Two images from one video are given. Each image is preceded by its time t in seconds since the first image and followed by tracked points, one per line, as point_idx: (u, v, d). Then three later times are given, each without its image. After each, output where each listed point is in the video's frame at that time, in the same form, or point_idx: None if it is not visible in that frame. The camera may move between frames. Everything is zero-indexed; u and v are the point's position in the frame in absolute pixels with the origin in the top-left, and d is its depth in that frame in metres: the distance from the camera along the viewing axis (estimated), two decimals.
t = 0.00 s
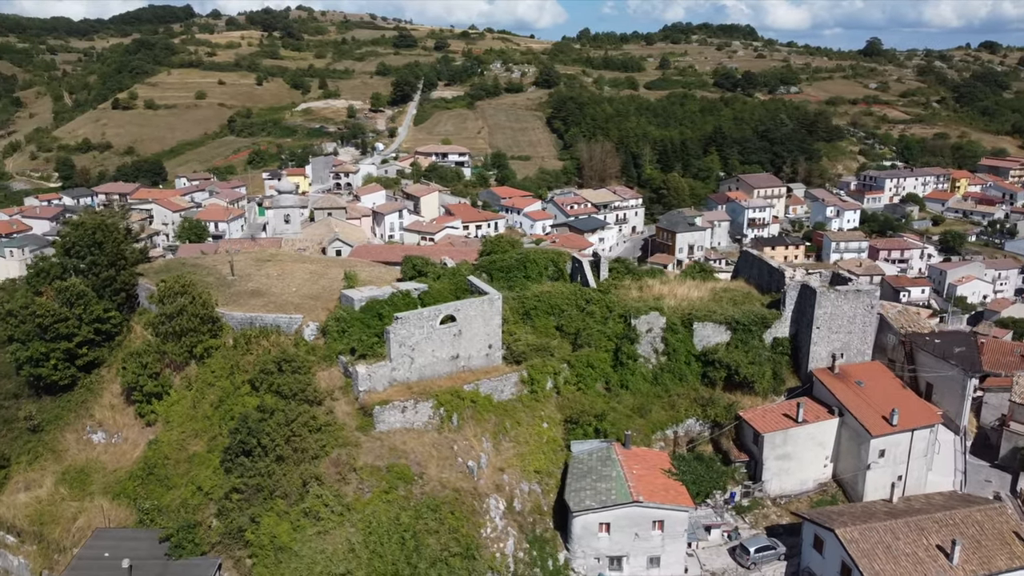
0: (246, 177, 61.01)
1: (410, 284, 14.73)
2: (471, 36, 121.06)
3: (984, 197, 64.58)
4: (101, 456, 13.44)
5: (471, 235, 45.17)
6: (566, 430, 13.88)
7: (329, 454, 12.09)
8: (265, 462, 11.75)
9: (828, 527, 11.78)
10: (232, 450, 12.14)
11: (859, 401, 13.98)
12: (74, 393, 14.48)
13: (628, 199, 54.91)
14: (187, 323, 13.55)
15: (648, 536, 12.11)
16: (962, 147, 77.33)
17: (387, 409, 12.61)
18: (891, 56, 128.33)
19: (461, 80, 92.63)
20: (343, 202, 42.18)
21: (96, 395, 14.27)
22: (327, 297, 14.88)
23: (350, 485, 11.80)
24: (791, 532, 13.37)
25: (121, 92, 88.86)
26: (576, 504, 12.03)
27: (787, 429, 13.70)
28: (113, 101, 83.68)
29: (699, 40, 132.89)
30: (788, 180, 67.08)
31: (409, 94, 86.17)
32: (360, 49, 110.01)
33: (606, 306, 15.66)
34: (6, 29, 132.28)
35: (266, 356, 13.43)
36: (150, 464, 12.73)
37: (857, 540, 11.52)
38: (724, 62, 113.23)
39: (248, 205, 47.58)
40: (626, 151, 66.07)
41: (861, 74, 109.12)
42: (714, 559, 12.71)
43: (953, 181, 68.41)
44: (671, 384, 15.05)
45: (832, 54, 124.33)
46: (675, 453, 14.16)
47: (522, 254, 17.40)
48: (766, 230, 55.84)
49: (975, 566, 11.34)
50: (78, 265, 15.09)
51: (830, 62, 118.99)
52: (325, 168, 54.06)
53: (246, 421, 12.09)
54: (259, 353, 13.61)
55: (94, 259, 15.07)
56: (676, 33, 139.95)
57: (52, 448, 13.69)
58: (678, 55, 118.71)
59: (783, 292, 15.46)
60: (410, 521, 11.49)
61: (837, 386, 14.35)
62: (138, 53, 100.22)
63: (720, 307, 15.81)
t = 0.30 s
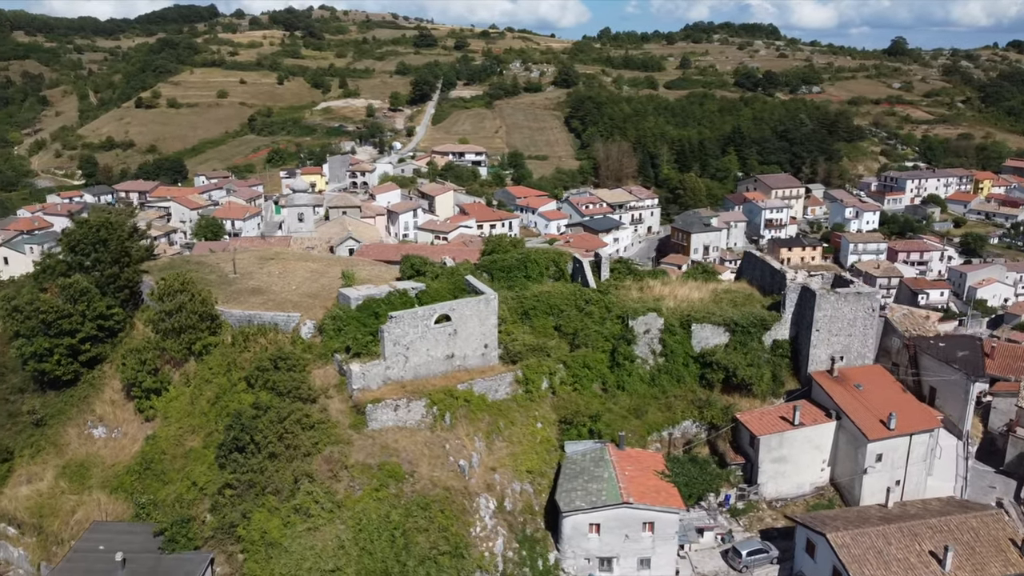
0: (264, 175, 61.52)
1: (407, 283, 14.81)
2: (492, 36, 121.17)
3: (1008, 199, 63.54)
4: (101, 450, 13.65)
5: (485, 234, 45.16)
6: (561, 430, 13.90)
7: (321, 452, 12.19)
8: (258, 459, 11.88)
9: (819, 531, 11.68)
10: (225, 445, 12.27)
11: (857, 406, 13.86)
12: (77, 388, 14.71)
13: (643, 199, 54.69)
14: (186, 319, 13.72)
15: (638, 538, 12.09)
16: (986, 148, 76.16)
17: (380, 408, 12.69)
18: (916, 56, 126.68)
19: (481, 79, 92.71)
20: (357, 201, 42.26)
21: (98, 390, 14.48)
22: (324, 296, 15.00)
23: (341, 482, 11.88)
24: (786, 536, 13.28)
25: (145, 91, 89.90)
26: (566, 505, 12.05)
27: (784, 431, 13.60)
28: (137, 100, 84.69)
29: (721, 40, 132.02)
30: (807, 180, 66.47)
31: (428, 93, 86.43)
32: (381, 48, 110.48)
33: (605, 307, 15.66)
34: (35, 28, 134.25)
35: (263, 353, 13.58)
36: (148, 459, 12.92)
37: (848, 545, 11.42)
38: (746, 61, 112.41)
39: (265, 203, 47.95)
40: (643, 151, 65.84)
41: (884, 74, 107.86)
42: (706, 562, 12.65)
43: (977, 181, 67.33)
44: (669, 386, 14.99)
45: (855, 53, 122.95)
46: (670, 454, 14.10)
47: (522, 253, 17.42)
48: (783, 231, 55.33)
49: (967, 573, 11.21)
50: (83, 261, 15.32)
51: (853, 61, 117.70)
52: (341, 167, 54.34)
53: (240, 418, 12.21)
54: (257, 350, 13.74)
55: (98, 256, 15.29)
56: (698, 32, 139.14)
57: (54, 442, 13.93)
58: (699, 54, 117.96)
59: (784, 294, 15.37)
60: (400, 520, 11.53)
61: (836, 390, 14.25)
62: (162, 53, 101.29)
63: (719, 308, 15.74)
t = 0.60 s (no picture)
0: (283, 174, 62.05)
1: (405, 282, 14.89)
2: (512, 36, 121.26)
3: None
4: (101, 445, 13.85)
5: (499, 234, 45.24)
6: (555, 430, 13.91)
7: (314, 449, 12.28)
8: (251, 455, 11.99)
9: (810, 535, 11.58)
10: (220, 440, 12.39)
11: (854, 409, 13.73)
12: (80, 383, 14.93)
13: (659, 199, 54.48)
14: (185, 316, 13.88)
15: (629, 539, 12.07)
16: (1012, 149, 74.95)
17: (373, 406, 12.79)
18: (941, 56, 125.04)
19: (500, 79, 92.77)
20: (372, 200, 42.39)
21: (100, 385, 14.68)
22: (323, 295, 15.14)
23: (333, 479, 11.97)
24: (781, 540, 13.20)
25: (168, 90, 90.91)
26: (556, 505, 12.06)
27: (779, 434, 13.52)
28: (160, 99, 85.70)
29: (743, 40, 131.17)
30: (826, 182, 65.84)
31: (447, 93, 86.64)
32: (402, 48, 110.94)
33: (605, 308, 15.66)
34: (62, 28, 136.19)
35: (260, 350, 13.71)
36: (146, 454, 13.09)
37: (839, 549, 11.31)
38: (768, 61, 111.56)
39: (281, 202, 48.32)
40: (661, 151, 65.59)
41: (908, 74, 106.60)
42: (698, 564, 12.61)
43: (1001, 183, 66.27)
44: (666, 387, 14.96)
45: (879, 53, 121.62)
46: (665, 456, 14.04)
47: (524, 253, 17.43)
48: (801, 233, 54.85)
49: None
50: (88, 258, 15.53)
51: (877, 61, 116.41)
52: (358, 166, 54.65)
53: (235, 414, 12.33)
54: (254, 347, 13.89)
55: (103, 254, 15.51)
56: (720, 32, 138.34)
57: (57, 436, 14.15)
58: (721, 54, 117.23)
59: (784, 296, 15.25)
60: (390, 518, 11.60)
61: (834, 393, 14.12)
62: (186, 53, 102.40)
63: (719, 309, 15.66)
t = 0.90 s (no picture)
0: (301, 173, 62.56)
1: (403, 281, 14.96)
2: (532, 36, 121.24)
3: None
4: (102, 438, 14.06)
5: (513, 234, 45.32)
6: (550, 429, 13.93)
7: (307, 445, 12.38)
8: (246, 450, 12.10)
9: (801, 538, 11.49)
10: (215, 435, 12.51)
11: (851, 412, 13.63)
12: (85, 377, 15.15)
13: (675, 200, 54.25)
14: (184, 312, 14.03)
15: (619, 540, 12.05)
16: None
17: (366, 403, 12.89)
18: (967, 56, 123.31)
19: (519, 79, 92.72)
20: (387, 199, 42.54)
21: (102, 379, 14.89)
22: (321, 292, 15.28)
23: (325, 475, 12.04)
24: (775, 543, 13.14)
25: (190, 89, 91.93)
26: (547, 504, 12.07)
27: (775, 436, 13.44)
28: (182, 99, 86.66)
29: (764, 40, 130.20)
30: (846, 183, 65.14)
31: (465, 93, 86.76)
32: (422, 48, 111.28)
33: (603, 308, 15.65)
34: (89, 29, 138.22)
35: (257, 347, 13.84)
36: (145, 448, 13.26)
37: (829, 552, 11.22)
38: (790, 61, 110.64)
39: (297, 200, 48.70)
40: (678, 152, 65.29)
41: (933, 74, 105.20)
42: (690, 565, 12.57)
43: None
44: (664, 388, 14.93)
45: (904, 53, 120.20)
46: (660, 456, 14.00)
47: (525, 252, 17.45)
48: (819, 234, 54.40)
49: None
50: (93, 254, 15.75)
51: (901, 61, 115.10)
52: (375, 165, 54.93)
53: (229, 410, 12.45)
54: (252, 344, 14.01)
55: (107, 250, 15.73)
56: (742, 32, 137.40)
57: (59, 429, 14.37)
58: (742, 54, 116.42)
59: (784, 297, 15.13)
60: (381, 514, 11.66)
61: (833, 395, 14.02)
62: (208, 53, 103.44)
63: (718, 310, 15.60)
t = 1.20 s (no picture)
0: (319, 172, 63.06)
1: (402, 278, 15.03)
2: (552, 36, 121.19)
3: None
4: (103, 432, 14.26)
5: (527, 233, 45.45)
6: (544, 428, 13.96)
7: (300, 441, 12.48)
8: (240, 445, 12.22)
9: (792, 540, 11.41)
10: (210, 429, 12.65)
11: (849, 414, 13.49)
12: (88, 371, 15.37)
13: (691, 200, 54.00)
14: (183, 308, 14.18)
15: (609, 539, 12.04)
16: None
17: (360, 399, 12.98)
18: (994, 56, 121.56)
19: (538, 79, 92.70)
20: (400, 198, 42.78)
21: (106, 373, 15.11)
22: (321, 290, 15.41)
23: (318, 471, 12.13)
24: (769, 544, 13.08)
25: (213, 89, 92.89)
26: (537, 503, 12.07)
27: (771, 438, 13.35)
28: (204, 98, 87.61)
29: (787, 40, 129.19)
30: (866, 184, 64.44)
31: (484, 92, 86.85)
32: (442, 48, 111.58)
33: (601, 307, 15.64)
34: (116, 29, 140.17)
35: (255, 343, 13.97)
36: (143, 441, 13.43)
37: (818, 554, 11.15)
38: (812, 61, 109.68)
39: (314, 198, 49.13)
40: (696, 152, 64.98)
41: (959, 75, 103.80)
42: (682, 566, 12.55)
43: None
44: (661, 388, 14.89)
45: (929, 53, 118.70)
46: (655, 456, 13.98)
47: (526, 252, 17.48)
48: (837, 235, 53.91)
49: None
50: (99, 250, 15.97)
51: (926, 61, 113.69)
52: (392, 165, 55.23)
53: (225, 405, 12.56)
54: (250, 340, 14.14)
55: (112, 246, 15.95)
56: (764, 32, 136.37)
57: (62, 422, 14.61)
58: (763, 54, 115.59)
59: (784, 298, 15.00)
60: (371, 509, 11.70)
61: (831, 397, 13.90)
62: (231, 53, 104.47)
63: (718, 311, 15.52)
